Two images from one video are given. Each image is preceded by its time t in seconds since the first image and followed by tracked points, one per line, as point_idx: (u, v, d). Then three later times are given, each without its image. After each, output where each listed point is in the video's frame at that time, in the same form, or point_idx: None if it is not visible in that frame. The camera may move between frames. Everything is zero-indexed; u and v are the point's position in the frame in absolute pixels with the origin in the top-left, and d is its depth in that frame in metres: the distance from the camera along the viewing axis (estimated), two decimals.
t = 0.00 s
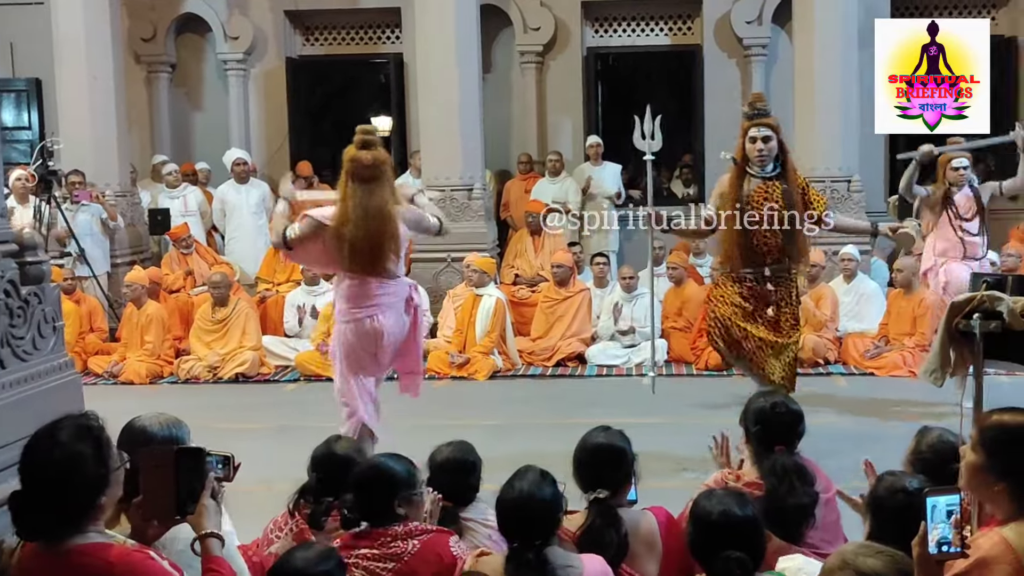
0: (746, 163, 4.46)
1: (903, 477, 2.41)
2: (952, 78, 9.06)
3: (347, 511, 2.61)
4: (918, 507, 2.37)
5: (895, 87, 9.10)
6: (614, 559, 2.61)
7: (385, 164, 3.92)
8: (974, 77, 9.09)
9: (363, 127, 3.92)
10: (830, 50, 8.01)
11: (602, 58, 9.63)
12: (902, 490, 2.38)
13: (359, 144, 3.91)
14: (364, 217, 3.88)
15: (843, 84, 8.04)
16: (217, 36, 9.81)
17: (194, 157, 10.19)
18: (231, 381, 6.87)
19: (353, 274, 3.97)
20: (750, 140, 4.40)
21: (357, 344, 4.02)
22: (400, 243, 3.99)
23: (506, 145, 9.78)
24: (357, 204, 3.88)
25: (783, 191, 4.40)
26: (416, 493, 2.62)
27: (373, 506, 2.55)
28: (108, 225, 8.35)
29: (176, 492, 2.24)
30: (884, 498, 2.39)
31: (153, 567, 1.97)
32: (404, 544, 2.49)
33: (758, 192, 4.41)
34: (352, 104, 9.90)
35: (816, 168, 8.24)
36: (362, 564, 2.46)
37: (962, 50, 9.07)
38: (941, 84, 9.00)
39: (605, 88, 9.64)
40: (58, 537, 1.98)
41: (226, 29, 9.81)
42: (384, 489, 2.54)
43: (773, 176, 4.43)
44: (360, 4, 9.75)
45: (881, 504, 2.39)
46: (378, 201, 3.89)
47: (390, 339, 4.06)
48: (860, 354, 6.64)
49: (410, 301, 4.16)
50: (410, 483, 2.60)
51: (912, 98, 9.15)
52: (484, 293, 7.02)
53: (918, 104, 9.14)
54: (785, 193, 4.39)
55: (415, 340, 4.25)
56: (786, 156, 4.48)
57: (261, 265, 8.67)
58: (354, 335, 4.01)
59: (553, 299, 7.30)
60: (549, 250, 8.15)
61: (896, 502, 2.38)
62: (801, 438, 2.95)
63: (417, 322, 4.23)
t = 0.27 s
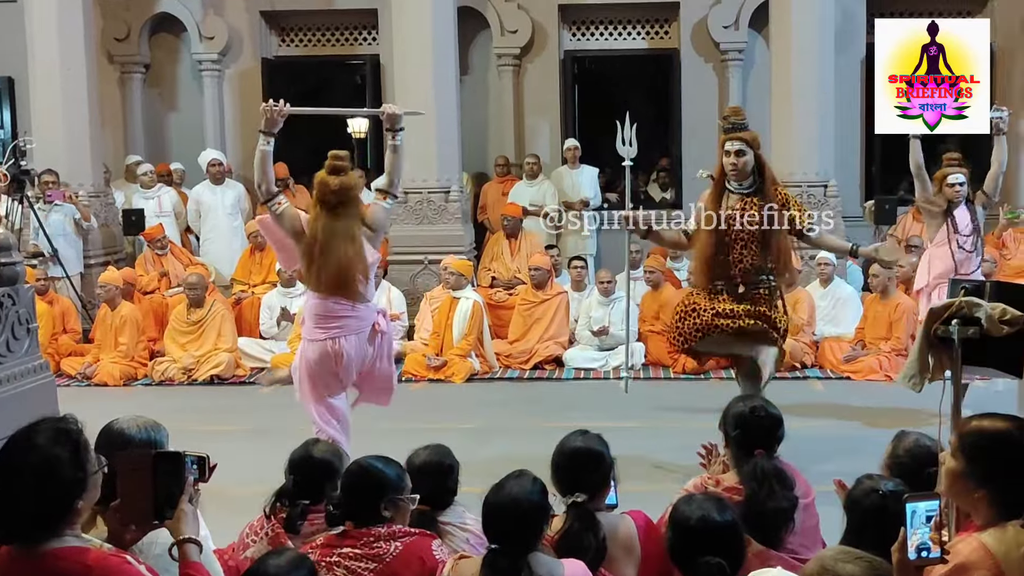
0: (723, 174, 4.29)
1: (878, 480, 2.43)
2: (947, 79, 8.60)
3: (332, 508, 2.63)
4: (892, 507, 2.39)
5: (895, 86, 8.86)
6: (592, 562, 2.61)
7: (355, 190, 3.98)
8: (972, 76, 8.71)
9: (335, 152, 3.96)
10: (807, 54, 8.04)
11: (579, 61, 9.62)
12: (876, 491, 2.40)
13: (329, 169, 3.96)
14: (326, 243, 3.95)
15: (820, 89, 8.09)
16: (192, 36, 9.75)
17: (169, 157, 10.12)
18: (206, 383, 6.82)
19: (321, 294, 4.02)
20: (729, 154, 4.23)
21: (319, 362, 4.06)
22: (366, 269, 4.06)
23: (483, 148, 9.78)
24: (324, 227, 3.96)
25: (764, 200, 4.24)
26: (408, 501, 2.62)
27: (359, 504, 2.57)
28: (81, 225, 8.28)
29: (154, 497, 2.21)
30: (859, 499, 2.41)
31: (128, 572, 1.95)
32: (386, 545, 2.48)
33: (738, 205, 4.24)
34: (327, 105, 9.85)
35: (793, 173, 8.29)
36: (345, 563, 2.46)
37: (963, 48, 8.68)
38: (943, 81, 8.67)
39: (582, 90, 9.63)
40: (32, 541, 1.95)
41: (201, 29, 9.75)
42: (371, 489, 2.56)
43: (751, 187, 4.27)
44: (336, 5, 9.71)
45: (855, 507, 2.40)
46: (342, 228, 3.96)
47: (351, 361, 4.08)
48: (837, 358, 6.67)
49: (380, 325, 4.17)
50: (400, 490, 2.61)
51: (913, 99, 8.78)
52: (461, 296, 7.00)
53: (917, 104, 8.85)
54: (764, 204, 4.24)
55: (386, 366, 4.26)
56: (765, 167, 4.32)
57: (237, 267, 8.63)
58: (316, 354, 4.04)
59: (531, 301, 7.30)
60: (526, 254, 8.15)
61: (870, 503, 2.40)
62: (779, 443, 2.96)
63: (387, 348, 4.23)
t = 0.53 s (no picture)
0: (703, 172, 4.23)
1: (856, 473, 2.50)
2: (949, 78, 8.11)
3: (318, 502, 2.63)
4: (868, 501, 2.46)
5: (895, 86, 8.50)
6: (571, 562, 2.61)
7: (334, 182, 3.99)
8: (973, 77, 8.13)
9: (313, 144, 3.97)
10: (790, 54, 8.06)
11: (563, 60, 9.63)
12: (852, 483, 2.47)
13: (308, 161, 3.97)
14: (305, 235, 3.95)
15: (802, 90, 8.11)
16: (174, 32, 9.71)
17: (149, 154, 10.08)
18: (186, 381, 6.80)
19: (300, 286, 4.02)
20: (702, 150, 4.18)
21: (304, 352, 4.06)
22: (344, 260, 4.06)
23: (466, 147, 9.77)
24: (302, 218, 3.97)
25: (741, 200, 4.16)
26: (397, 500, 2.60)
27: (344, 501, 2.56)
28: (61, 221, 8.23)
29: (131, 497, 2.19)
30: (836, 491, 2.48)
31: (104, 572, 1.93)
32: (369, 544, 2.47)
33: (710, 202, 4.20)
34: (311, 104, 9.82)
35: (774, 175, 8.30)
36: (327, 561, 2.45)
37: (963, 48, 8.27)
38: (943, 81, 8.14)
39: (566, 89, 9.63)
40: (8, 540, 1.93)
41: (183, 26, 9.71)
42: (355, 486, 2.55)
43: (729, 187, 4.19)
44: (320, 3, 9.68)
45: (832, 499, 2.47)
46: (321, 219, 3.97)
47: (335, 348, 4.08)
48: (817, 359, 6.68)
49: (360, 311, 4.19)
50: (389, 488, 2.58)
51: (912, 98, 8.52)
52: (443, 296, 6.97)
53: (918, 104, 8.60)
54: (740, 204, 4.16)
55: (369, 352, 4.27)
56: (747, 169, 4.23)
57: (217, 265, 8.59)
58: (300, 343, 4.05)
59: (512, 301, 7.28)
60: (507, 254, 8.14)
61: (845, 495, 2.47)
62: (759, 443, 2.96)
63: (369, 333, 4.25)
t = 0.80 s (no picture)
0: (677, 172, 4.26)
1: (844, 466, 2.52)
2: (948, 78, 7.83)
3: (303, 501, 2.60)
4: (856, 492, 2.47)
5: (896, 86, 8.75)
6: (554, 562, 2.60)
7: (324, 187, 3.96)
8: (973, 76, 7.70)
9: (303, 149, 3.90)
10: (774, 55, 8.08)
11: (547, 60, 9.63)
12: (842, 475, 2.48)
13: (298, 166, 3.92)
14: (293, 240, 3.95)
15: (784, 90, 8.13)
16: (156, 30, 9.66)
17: (131, 153, 10.03)
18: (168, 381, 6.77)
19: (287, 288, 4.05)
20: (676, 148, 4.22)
21: (286, 353, 4.12)
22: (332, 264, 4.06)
23: (449, 147, 9.75)
24: (291, 225, 3.95)
25: (703, 197, 4.16)
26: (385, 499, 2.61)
27: (328, 499, 2.54)
28: (41, 220, 8.17)
29: (110, 497, 2.17)
30: (824, 483, 2.49)
31: (84, 571, 1.91)
32: (354, 543, 2.45)
33: (680, 199, 4.23)
34: (293, 103, 9.77)
35: (758, 175, 8.31)
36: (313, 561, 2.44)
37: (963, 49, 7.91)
38: (942, 83, 8.02)
39: (549, 90, 9.64)
40: None
41: (165, 23, 9.66)
42: (340, 484, 2.54)
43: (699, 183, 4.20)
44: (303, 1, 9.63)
45: (825, 492, 2.47)
46: (310, 224, 3.95)
47: (314, 350, 4.12)
48: (800, 359, 6.70)
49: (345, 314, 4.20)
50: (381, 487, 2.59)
51: (911, 97, 8.75)
52: (426, 295, 6.95)
53: (916, 103, 8.84)
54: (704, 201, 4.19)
55: (357, 355, 4.29)
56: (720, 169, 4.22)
57: (199, 264, 8.56)
58: (280, 343, 4.11)
59: (496, 301, 7.27)
60: (490, 254, 8.13)
61: (834, 487, 2.47)
62: (741, 443, 2.96)
63: (357, 337, 4.28)
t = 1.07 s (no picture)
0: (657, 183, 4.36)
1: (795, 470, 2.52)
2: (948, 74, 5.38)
3: (283, 514, 2.51)
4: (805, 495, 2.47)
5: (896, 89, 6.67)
6: (539, 563, 2.59)
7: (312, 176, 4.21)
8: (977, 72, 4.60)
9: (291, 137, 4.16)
10: (758, 57, 8.10)
11: (533, 60, 9.64)
12: (786, 477, 2.48)
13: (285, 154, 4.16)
14: (281, 225, 4.17)
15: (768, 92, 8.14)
16: (140, 30, 9.62)
17: (115, 153, 9.99)
18: (152, 382, 6.74)
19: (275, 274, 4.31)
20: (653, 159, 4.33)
21: (275, 336, 4.39)
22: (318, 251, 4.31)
23: (435, 147, 9.74)
24: (278, 207, 4.18)
25: (668, 207, 4.24)
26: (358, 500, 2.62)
27: (311, 507, 2.50)
28: (25, 220, 8.12)
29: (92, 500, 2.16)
30: (772, 487, 2.49)
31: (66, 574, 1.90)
32: (336, 546, 2.45)
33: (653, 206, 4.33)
34: (279, 103, 9.73)
35: (744, 175, 8.32)
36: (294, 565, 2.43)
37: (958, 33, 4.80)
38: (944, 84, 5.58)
39: (535, 91, 9.64)
40: None
41: (149, 23, 9.62)
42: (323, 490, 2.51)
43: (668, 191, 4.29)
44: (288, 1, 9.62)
45: (773, 495, 2.47)
46: (298, 209, 4.18)
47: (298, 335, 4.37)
48: (785, 359, 6.70)
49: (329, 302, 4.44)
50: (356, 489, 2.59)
51: (912, 98, 6.69)
52: (412, 296, 6.94)
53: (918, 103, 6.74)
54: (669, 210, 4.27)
55: (340, 340, 4.53)
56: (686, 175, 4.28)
57: (183, 265, 8.52)
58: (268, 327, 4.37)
59: (481, 301, 7.26)
60: (474, 256, 8.12)
61: (782, 490, 2.48)
62: (726, 443, 2.96)
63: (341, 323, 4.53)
